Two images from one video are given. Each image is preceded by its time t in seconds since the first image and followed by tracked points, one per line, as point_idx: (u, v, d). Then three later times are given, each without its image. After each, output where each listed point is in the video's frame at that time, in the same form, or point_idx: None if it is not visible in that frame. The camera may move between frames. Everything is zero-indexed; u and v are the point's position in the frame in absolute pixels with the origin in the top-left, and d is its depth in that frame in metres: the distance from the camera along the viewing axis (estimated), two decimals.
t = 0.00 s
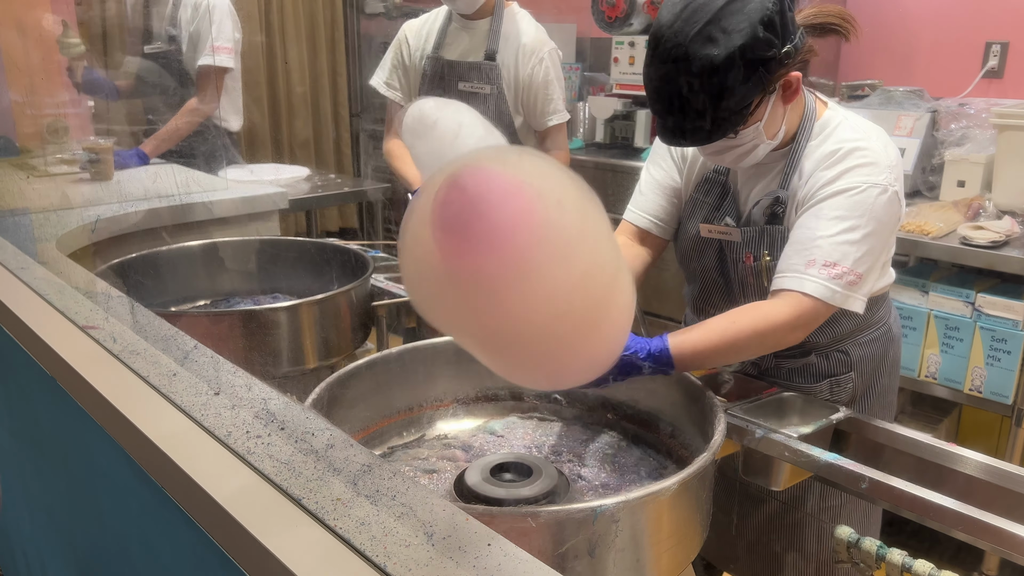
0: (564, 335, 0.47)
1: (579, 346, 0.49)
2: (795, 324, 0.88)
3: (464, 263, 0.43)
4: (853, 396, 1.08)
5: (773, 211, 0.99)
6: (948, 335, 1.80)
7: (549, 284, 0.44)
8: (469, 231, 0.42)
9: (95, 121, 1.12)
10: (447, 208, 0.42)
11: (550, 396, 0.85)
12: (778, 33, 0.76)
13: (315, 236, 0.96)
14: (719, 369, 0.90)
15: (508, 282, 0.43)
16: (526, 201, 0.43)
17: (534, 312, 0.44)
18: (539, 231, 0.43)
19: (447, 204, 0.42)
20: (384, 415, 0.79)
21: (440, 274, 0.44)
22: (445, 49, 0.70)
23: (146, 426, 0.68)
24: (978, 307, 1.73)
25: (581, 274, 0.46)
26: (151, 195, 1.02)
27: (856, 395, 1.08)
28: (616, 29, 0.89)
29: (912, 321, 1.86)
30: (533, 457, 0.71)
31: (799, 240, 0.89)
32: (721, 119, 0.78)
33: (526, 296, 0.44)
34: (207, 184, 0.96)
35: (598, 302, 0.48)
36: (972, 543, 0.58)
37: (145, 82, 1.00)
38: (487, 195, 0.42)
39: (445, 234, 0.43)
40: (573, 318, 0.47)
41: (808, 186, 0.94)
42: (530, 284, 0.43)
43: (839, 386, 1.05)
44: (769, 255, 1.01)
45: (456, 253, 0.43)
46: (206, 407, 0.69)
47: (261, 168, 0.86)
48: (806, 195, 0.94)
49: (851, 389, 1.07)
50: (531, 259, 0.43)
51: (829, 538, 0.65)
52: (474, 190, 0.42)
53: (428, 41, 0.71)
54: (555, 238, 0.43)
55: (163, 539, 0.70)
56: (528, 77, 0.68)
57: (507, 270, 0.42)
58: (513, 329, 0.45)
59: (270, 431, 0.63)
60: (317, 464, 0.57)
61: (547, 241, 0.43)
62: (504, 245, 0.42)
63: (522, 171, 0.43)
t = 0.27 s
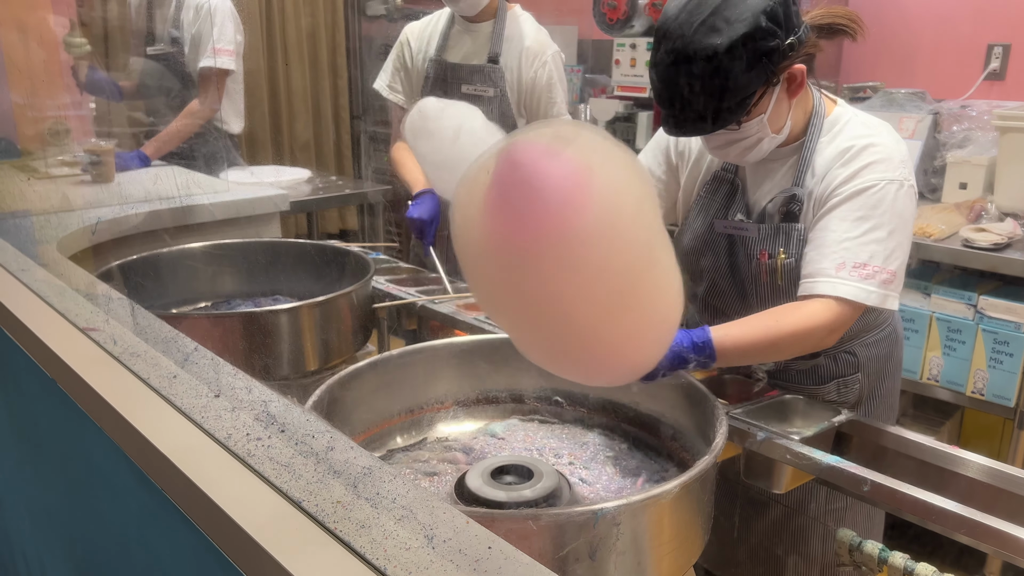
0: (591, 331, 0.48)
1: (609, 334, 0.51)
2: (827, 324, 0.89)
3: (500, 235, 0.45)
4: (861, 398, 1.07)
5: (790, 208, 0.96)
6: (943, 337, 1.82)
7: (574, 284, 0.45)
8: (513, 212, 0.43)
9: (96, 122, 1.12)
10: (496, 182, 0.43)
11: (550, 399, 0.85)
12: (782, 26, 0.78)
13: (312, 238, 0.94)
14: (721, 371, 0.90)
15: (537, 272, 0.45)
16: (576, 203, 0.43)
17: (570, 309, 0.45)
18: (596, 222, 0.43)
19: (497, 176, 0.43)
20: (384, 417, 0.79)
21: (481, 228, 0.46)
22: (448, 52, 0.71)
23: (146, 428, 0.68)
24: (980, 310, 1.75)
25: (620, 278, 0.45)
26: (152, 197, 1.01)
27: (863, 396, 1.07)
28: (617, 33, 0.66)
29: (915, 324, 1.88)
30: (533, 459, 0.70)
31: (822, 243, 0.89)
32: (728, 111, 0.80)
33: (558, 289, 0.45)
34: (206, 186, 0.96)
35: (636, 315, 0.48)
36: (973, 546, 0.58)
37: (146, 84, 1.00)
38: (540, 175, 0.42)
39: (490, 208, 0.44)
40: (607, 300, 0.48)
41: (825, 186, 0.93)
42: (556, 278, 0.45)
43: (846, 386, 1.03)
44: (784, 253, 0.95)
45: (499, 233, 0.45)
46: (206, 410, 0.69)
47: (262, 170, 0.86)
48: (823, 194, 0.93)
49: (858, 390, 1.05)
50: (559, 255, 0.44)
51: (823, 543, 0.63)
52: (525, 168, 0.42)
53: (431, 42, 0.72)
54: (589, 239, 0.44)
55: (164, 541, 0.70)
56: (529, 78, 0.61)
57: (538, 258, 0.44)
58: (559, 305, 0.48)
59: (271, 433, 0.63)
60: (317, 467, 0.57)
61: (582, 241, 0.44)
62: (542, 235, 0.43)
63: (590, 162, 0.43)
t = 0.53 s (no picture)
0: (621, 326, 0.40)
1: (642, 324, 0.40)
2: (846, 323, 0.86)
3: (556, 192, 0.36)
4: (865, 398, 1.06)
5: (800, 204, 0.76)
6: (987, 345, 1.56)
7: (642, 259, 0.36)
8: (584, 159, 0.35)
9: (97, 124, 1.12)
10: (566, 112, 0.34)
11: (551, 400, 0.85)
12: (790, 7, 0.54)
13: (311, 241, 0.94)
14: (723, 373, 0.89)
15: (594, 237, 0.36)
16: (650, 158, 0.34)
17: (617, 292, 0.38)
18: (662, 190, 0.35)
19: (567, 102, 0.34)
20: (384, 419, 0.79)
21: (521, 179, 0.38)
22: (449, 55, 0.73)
23: (146, 430, 0.68)
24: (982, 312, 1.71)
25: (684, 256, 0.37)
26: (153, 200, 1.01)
27: (867, 397, 1.06)
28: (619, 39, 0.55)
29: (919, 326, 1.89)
30: (533, 461, 0.70)
31: (845, 248, 0.84)
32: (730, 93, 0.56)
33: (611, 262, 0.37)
34: (207, 189, 0.95)
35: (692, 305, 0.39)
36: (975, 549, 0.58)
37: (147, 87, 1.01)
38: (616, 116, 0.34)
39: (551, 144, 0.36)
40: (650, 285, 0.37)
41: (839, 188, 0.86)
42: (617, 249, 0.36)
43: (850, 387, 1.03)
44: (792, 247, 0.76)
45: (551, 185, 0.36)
46: (206, 412, 0.69)
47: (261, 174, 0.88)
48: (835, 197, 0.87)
49: (862, 390, 1.05)
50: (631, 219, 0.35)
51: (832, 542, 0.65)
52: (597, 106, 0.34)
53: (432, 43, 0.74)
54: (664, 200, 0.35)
55: (165, 543, 0.70)
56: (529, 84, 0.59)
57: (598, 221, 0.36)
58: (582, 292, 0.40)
59: (271, 435, 0.63)
60: (317, 469, 0.57)
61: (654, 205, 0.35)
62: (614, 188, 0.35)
63: (670, 112, 0.35)
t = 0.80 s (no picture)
0: (651, 301, 0.41)
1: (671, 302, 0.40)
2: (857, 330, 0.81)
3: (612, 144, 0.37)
4: (868, 399, 1.05)
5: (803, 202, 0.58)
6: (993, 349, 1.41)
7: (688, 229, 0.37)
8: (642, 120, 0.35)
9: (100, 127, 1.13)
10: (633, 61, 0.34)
11: (552, 402, 0.85)
12: None
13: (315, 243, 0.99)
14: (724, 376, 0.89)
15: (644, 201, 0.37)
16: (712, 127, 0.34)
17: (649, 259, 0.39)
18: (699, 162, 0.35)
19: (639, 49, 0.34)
20: (386, 421, 0.79)
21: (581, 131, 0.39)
22: (447, 57, 0.91)
23: (147, 432, 0.67)
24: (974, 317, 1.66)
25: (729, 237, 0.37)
26: (156, 204, 1.01)
27: (870, 398, 1.05)
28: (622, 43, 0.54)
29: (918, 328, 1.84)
30: (535, 464, 0.70)
31: (854, 252, 0.75)
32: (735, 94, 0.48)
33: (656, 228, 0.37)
34: (210, 191, 0.98)
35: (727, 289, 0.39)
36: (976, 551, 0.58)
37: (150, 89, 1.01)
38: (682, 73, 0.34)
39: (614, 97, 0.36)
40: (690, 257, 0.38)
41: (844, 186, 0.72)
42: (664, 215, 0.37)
43: (852, 389, 1.02)
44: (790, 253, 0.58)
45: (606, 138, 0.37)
46: (208, 414, 0.68)
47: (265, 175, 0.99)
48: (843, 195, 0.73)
49: (865, 391, 1.04)
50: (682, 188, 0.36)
51: (830, 545, 0.64)
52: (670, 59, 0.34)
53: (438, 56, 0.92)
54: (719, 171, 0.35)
55: (166, 546, 0.69)
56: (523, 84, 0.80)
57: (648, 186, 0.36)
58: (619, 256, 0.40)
59: (273, 437, 0.63)
60: (320, 472, 0.57)
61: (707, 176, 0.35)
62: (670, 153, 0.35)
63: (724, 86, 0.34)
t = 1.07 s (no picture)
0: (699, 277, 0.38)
1: (719, 285, 0.37)
2: (867, 328, 0.80)
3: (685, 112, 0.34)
4: (867, 399, 1.06)
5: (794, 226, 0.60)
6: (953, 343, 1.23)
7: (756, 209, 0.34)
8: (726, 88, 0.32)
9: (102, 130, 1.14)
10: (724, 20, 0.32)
11: (552, 403, 0.85)
12: None
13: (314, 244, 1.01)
14: (724, 376, 0.90)
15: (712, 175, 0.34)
16: (799, 93, 0.31)
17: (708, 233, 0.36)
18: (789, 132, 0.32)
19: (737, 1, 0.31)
20: (386, 423, 0.79)
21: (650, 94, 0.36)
22: (447, 59, 0.93)
23: (148, 433, 0.68)
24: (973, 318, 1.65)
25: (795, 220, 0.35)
26: (158, 205, 1.03)
27: (869, 398, 1.06)
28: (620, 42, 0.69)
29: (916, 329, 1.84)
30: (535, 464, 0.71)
31: (859, 258, 0.72)
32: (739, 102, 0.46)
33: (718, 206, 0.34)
34: (210, 193, 1.05)
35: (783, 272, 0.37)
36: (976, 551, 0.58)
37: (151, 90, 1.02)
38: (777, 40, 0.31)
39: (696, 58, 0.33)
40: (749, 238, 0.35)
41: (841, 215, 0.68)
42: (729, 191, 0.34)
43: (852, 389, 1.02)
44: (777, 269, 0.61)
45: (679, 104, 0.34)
46: (210, 415, 0.68)
47: (265, 177, 1.14)
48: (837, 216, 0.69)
49: (864, 392, 1.04)
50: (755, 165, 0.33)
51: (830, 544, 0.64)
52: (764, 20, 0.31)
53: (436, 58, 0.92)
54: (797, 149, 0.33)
55: (168, 547, 0.70)
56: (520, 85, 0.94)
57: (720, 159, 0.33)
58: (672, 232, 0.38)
59: (274, 438, 0.63)
60: (321, 472, 0.58)
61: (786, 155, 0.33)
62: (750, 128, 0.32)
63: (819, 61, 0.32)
